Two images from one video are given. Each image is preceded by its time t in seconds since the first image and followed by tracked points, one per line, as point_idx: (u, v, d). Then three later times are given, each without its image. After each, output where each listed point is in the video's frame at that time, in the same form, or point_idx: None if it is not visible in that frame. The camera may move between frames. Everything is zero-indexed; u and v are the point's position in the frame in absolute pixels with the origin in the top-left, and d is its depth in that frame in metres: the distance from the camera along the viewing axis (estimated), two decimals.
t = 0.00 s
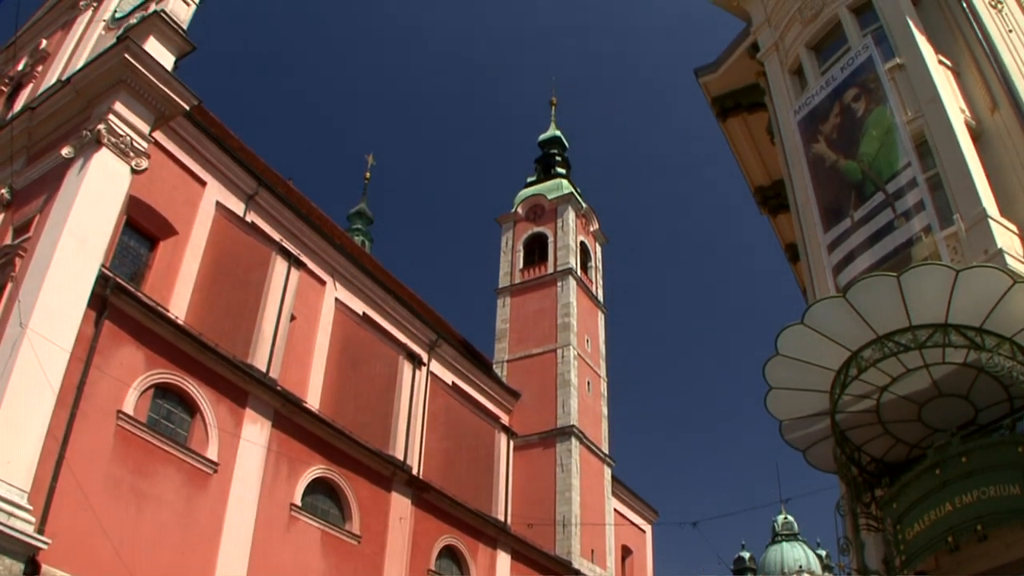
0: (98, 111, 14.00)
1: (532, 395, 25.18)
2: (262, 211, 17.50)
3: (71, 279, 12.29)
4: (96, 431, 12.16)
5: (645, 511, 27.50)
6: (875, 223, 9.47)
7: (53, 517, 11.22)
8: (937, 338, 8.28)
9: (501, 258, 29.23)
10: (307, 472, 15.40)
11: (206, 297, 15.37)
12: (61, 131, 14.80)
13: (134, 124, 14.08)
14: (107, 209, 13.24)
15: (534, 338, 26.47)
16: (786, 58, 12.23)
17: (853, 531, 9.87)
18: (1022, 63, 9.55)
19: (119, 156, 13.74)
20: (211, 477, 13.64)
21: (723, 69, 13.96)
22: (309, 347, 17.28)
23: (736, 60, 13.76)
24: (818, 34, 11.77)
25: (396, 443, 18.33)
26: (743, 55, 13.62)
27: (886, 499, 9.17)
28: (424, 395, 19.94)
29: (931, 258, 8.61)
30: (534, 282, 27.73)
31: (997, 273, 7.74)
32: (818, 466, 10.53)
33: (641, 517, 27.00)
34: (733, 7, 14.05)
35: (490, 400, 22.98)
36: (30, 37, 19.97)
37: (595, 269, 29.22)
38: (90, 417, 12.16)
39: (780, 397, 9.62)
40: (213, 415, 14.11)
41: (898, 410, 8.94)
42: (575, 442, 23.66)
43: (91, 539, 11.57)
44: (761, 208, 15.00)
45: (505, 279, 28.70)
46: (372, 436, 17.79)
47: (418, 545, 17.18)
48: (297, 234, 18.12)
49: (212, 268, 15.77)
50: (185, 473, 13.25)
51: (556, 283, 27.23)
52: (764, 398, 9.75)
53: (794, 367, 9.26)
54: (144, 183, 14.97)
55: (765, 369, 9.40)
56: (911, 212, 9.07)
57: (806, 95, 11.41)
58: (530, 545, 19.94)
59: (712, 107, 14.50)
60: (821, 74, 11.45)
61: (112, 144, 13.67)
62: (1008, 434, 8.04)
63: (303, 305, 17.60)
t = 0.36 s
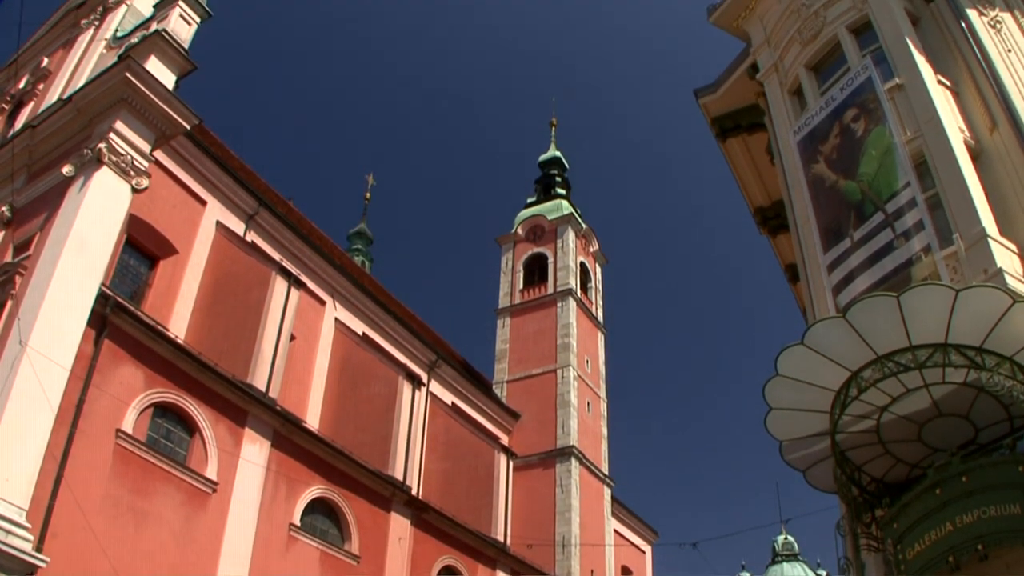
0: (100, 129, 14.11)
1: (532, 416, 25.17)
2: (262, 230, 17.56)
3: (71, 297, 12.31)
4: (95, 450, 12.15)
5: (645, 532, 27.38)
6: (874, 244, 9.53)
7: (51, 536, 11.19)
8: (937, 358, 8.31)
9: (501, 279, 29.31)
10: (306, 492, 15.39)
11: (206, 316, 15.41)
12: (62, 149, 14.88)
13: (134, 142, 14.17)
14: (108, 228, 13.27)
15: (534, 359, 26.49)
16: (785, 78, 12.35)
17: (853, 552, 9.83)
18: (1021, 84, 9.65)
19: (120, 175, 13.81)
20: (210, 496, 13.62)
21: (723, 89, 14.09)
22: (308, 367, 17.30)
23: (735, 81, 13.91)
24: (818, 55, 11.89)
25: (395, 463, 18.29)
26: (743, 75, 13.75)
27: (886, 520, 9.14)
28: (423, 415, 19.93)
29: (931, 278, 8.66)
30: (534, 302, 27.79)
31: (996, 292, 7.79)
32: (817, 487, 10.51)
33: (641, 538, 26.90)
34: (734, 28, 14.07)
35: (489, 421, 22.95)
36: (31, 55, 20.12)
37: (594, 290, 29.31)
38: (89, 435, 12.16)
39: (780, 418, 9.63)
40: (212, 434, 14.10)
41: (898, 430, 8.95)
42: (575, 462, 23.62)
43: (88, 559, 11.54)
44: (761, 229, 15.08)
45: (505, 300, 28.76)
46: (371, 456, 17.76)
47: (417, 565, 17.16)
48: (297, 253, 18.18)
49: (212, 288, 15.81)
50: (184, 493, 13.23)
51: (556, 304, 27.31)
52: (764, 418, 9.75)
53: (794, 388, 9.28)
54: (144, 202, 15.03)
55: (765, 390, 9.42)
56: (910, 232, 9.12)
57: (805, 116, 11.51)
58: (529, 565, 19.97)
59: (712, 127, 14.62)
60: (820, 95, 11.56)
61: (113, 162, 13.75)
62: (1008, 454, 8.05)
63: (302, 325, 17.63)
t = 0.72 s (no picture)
0: (100, 147, 14.20)
1: (531, 435, 25.15)
2: (262, 249, 17.61)
3: (70, 314, 12.32)
4: (94, 468, 12.14)
5: (645, 551, 27.27)
6: (874, 263, 9.59)
7: (50, 554, 11.16)
8: (937, 377, 8.33)
9: (501, 298, 29.37)
10: (305, 511, 15.43)
11: (206, 334, 15.43)
12: (63, 166, 14.97)
13: (134, 160, 14.24)
14: (107, 245, 13.30)
15: (533, 378, 26.52)
16: (785, 98, 12.47)
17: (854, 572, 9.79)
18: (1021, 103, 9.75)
19: (120, 193, 13.86)
20: (209, 515, 13.61)
21: (722, 109, 14.25)
22: (308, 386, 17.31)
23: (735, 101, 14.05)
24: (818, 74, 12.01)
25: (395, 483, 18.27)
26: (743, 95, 13.89)
27: (887, 539, 9.13)
28: (423, 435, 19.91)
29: (931, 296, 8.70)
30: (534, 322, 27.85)
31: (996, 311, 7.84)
32: (817, 505, 10.49)
33: (641, 558, 26.80)
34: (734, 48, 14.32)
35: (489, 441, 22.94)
36: (32, 72, 20.25)
37: (594, 309, 29.38)
38: (88, 452, 12.16)
39: (780, 437, 9.63)
40: (211, 452, 14.10)
41: (898, 449, 8.96)
42: (575, 482, 23.56)
43: None
44: (761, 248, 15.16)
45: (505, 319, 28.80)
46: (370, 475, 17.73)
47: None
48: (297, 272, 18.23)
49: (213, 306, 15.85)
50: (183, 511, 13.23)
51: (556, 323, 27.38)
52: (765, 437, 9.75)
53: (794, 407, 9.30)
54: (144, 219, 15.08)
55: (765, 409, 9.43)
56: (909, 250, 9.19)
57: (805, 135, 11.61)
58: None
59: (712, 147, 14.74)
60: (820, 114, 11.68)
61: (113, 180, 13.81)
62: (1008, 472, 8.06)
63: (302, 344, 17.64)
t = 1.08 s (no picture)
0: (101, 164, 14.28)
1: (531, 455, 25.13)
2: (262, 268, 17.66)
3: (70, 331, 12.32)
4: (92, 486, 12.12)
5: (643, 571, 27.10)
6: (874, 282, 9.66)
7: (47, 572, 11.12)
8: (937, 397, 8.36)
9: (500, 318, 29.43)
10: (303, 531, 15.43)
11: (206, 353, 15.45)
12: (64, 184, 15.04)
13: (136, 178, 14.31)
14: (108, 263, 13.32)
15: (533, 399, 26.54)
16: (785, 118, 12.59)
17: None
18: (1020, 123, 9.85)
19: (121, 211, 13.92)
20: (208, 534, 13.59)
21: (722, 129, 14.36)
22: (308, 405, 17.32)
23: (735, 121, 14.18)
24: (818, 94, 12.13)
25: (394, 503, 18.24)
26: (742, 115, 14.02)
27: (888, 559, 9.11)
28: (423, 455, 19.92)
29: (931, 315, 8.76)
30: (534, 342, 27.92)
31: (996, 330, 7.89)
32: (818, 525, 10.48)
33: None
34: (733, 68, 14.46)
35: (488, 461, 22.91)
36: (34, 89, 20.39)
37: (594, 329, 29.44)
38: (87, 470, 12.14)
39: (780, 456, 9.64)
40: (210, 471, 14.09)
41: (899, 469, 8.97)
42: (574, 502, 23.51)
43: None
44: (761, 268, 15.24)
45: (505, 339, 28.84)
46: (369, 495, 17.68)
47: None
48: (297, 291, 18.26)
49: (213, 325, 15.87)
50: (182, 529, 13.22)
51: (556, 343, 27.46)
52: (765, 457, 9.76)
53: (794, 427, 9.31)
54: (144, 237, 15.10)
55: (766, 429, 9.45)
56: (909, 269, 9.25)
57: (805, 154, 11.72)
58: None
59: (712, 167, 14.85)
60: (820, 133, 11.79)
61: (114, 199, 13.85)
62: (1009, 491, 8.09)
63: (301, 364, 17.64)
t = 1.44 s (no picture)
0: (102, 182, 14.37)
1: (531, 475, 25.11)
2: (262, 287, 17.65)
3: (70, 349, 12.33)
4: (90, 504, 12.10)
5: None
6: (874, 301, 9.72)
7: None
8: (937, 416, 8.39)
9: (500, 338, 29.50)
10: (302, 550, 15.39)
11: (205, 372, 15.46)
12: (64, 201, 15.12)
13: (136, 197, 14.39)
14: (107, 281, 13.35)
15: (533, 419, 26.57)
16: (785, 138, 12.72)
17: None
18: (1020, 143, 9.95)
19: (121, 229, 13.99)
20: (207, 552, 13.57)
21: (722, 149, 14.49)
22: (308, 425, 17.31)
23: (734, 141, 14.31)
24: (818, 113, 12.26)
25: (393, 523, 18.20)
26: (742, 135, 14.14)
27: None
28: (423, 475, 19.91)
29: (931, 334, 8.81)
30: (534, 361, 27.99)
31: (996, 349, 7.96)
32: (818, 544, 10.47)
33: None
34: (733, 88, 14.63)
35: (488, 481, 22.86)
36: (35, 107, 20.52)
37: (594, 349, 29.52)
38: (85, 488, 12.13)
39: (780, 476, 9.64)
40: (209, 490, 14.08)
41: (900, 488, 8.97)
42: (574, 522, 23.48)
43: None
44: (761, 287, 15.32)
45: (505, 359, 28.86)
46: (368, 515, 17.64)
47: None
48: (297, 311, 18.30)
49: (211, 344, 15.88)
50: (180, 548, 13.19)
51: (556, 363, 27.53)
52: (765, 477, 9.76)
53: (794, 447, 9.32)
54: (144, 256, 15.14)
55: (766, 449, 9.46)
56: (909, 288, 9.32)
57: (805, 174, 11.83)
58: None
59: (712, 187, 14.95)
60: (820, 153, 11.91)
61: (114, 217, 13.94)
62: (1010, 508, 8.12)
63: (301, 383, 17.65)
